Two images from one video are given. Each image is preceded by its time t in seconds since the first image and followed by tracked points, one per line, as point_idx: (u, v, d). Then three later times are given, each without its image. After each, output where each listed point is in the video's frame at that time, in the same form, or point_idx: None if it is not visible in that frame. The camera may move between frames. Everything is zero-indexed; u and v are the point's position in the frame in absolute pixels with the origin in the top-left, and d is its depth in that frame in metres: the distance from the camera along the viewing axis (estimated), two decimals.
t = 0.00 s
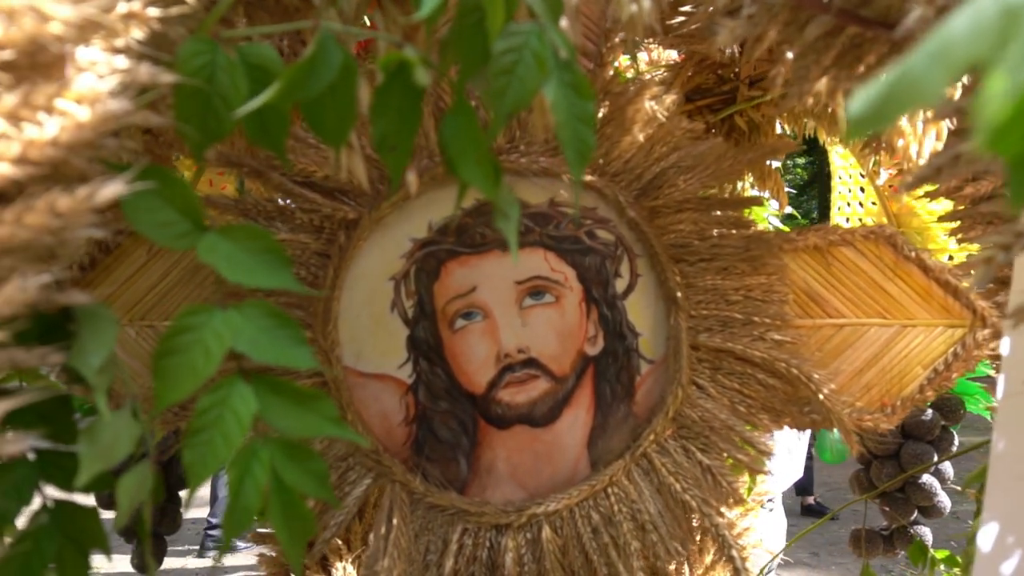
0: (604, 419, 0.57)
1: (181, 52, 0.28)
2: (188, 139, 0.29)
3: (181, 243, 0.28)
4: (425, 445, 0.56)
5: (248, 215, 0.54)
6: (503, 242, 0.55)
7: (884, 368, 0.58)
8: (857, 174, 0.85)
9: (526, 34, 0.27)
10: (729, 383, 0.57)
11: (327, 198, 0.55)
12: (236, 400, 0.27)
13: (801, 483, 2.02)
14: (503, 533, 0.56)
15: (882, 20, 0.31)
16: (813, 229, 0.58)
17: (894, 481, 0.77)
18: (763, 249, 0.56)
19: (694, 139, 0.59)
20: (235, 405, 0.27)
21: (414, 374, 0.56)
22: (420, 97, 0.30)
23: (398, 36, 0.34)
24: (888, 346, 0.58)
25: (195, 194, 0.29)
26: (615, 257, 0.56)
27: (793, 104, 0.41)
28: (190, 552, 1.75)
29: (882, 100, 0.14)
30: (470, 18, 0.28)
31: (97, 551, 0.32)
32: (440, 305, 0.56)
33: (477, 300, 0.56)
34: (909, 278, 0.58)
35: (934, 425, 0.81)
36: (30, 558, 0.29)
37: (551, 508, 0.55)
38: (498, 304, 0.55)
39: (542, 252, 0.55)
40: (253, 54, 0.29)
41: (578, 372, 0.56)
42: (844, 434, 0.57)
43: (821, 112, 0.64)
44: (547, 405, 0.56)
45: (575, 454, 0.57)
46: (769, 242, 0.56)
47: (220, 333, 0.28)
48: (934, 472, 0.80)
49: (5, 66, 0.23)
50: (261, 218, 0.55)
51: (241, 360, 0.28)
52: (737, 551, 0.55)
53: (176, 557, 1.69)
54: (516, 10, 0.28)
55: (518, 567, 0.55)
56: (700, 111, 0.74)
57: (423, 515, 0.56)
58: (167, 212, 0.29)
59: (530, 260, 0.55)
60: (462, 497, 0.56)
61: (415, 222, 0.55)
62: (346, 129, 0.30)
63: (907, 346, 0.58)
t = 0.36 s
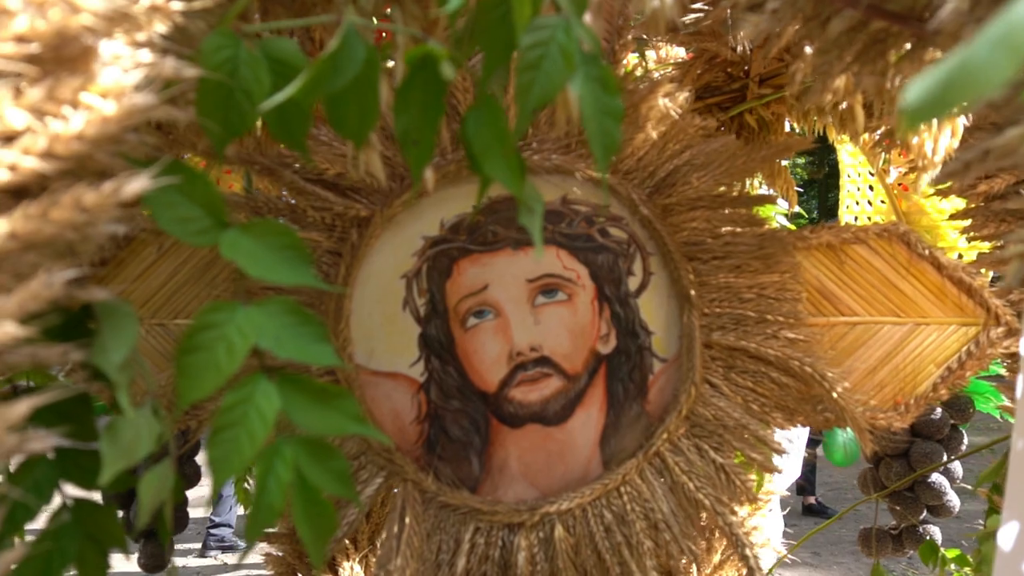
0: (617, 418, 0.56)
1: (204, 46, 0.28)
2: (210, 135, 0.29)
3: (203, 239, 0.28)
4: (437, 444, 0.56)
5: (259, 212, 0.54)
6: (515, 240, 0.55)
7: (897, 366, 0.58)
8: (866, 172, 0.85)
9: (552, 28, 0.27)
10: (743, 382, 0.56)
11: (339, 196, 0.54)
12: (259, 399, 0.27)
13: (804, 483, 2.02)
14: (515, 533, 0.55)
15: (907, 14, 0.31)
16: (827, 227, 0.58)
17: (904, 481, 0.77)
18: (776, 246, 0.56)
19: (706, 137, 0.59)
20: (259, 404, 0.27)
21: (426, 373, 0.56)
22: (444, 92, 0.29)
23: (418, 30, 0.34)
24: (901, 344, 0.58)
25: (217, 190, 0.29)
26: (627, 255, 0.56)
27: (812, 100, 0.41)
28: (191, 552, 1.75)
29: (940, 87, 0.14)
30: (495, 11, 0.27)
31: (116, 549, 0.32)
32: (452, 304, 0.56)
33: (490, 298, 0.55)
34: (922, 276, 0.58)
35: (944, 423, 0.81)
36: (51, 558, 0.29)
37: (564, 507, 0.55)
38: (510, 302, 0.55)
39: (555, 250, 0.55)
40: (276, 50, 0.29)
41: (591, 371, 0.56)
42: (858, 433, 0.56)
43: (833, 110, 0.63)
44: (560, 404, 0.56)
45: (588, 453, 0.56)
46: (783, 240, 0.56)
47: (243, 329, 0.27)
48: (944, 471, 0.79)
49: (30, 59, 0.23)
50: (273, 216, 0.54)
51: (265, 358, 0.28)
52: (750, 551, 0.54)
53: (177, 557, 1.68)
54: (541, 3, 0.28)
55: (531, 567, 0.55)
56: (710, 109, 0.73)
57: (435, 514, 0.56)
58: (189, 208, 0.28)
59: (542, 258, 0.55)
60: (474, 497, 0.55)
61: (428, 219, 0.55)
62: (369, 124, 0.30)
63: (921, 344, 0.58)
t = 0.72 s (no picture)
0: (629, 416, 0.56)
1: (224, 39, 0.27)
2: (229, 128, 0.29)
3: (223, 234, 0.28)
4: (448, 442, 0.55)
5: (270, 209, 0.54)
6: (527, 237, 0.54)
7: (910, 364, 0.58)
8: (874, 170, 0.85)
9: (577, 20, 0.27)
10: (755, 379, 0.56)
11: (350, 193, 0.54)
12: (281, 395, 0.27)
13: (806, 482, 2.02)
14: (527, 531, 0.55)
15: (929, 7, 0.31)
16: (839, 225, 0.57)
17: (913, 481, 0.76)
18: (789, 243, 0.56)
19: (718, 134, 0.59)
20: (280, 399, 0.27)
21: (437, 371, 0.55)
22: (466, 85, 0.29)
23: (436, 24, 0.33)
24: (914, 342, 0.58)
25: (237, 184, 0.28)
26: (640, 252, 0.55)
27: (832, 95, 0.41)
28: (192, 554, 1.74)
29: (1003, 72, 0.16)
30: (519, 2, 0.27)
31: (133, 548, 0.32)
32: (463, 302, 0.55)
33: (501, 296, 0.55)
34: (935, 273, 0.58)
35: (953, 422, 0.81)
36: (69, 558, 0.28)
37: (576, 506, 0.55)
38: (522, 300, 0.55)
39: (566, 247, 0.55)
40: (297, 43, 0.28)
41: (603, 369, 0.56)
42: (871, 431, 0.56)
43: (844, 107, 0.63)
44: (571, 402, 0.56)
45: (599, 451, 0.56)
46: (795, 237, 0.56)
47: (264, 324, 0.27)
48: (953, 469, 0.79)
49: (53, 50, 0.23)
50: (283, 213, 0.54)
51: (285, 354, 0.28)
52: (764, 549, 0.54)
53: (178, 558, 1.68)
54: None
55: (542, 566, 0.55)
56: (718, 107, 0.73)
57: (446, 513, 0.55)
58: (209, 202, 0.28)
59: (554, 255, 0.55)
60: (485, 495, 0.55)
61: (439, 217, 0.55)
62: (389, 120, 0.30)
63: (934, 341, 0.58)
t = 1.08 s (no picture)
0: (642, 413, 0.56)
1: (245, 29, 0.27)
2: (249, 120, 0.28)
3: (245, 227, 0.28)
4: (460, 440, 0.55)
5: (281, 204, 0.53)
6: (540, 233, 0.54)
7: (925, 361, 0.58)
8: (884, 167, 0.84)
9: (604, 8, 0.26)
10: (770, 377, 0.56)
11: (362, 189, 0.54)
12: (304, 389, 0.26)
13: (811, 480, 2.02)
14: (539, 529, 0.55)
15: None
16: (853, 221, 0.57)
17: (925, 480, 0.76)
18: (803, 240, 0.56)
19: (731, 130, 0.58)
20: (303, 394, 0.27)
21: (449, 368, 0.55)
22: (489, 77, 0.29)
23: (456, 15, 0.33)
24: (929, 339, 0.57)
25: (258, 176, 0.28)
26: (653, 248, 0.55)
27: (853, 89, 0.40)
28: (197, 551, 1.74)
29: None
30: None
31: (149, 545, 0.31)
32: (475, 298, 0.55)
33: (514, 292, 0.55)
34: (950, 270, 0.58)
35: (963, 420, 0.80)
36: (84, 556, 0.28)
37: (589, 504, 0.54)
38: (535, 296, 0.54)
39: (579, 243, 0.55)
40: (318, 33, 0.28)
41: (616, 366, 0.56)
42: (886, 429, 0.56)
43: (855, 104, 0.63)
44: (584, 399, 0.55)
45: (612, 449, 0.56)
46: (810, 233, 0.56)
47: (287, 319, 0.27)
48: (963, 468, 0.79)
49: (76, 38, 0.22)
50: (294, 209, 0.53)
51: (307, 348, 0.27)
52: (778, 547, 0.54)
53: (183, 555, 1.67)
54: None
55: (555, 564, 0.54)
56: (728, 104, 0.73)
57: (458, 511, 0.55)
58: (230, 194, 0.28)
59: (567, 251, 0.55)
60: (498, 493, 0.55)
61: (451, 212, 0.54)
62: (411, 112, 0.29)
63: (949, 338, 0.57)
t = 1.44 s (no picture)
0: (656, 413, 0.55)
1: (269, 23, 0.27)
2: (273, 116, 0.28)
3: (268, 224, 0.27)
4: (473, 440, 0.54)
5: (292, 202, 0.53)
6: (553, 232, 0.53)
7: (940, 361, 0.57)
8: (894, 166, 0.84)
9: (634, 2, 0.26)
10: (785, 376, 0.55)
11: (374, 187, 0.53)
12: (329, 389, 0.26)
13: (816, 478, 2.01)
14: (553, 530, 0.54)
15: None
16: (868, 220, 0.57)
17: (936, 480, 0.75)
18: (819, 239, 0.55)
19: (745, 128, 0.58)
20: (328, 395, 0.26)
21: (461, 367, 0.54)
22: (515, 72, 0.28)
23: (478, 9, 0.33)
24: (944, 338, 0.57)
25: (281, 173, 0.28)
26: (667, 247, 0.54)
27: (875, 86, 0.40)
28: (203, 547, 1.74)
29: None
30: None
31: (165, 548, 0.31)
32: (488, 297, 0.54)
33: (527, 291, 0.54)
34: (965, 268, 0.57)
35: (974, 420, 0.80)
36: (110, 557, 0.28)
37: (603, 504, 0.54)
38: (548, 295, 0.54)
39: (593, 242, 0.54)
40: (341, 28, 0.28)
41: (629, 366, 0.55)
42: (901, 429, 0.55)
43: (869, 100, 0.63)
44: (597, 399, 0.55)
45: (626, 449, 0.55)
46: (825, 232, 0.55)
47: (312, 318, 0.26)
48: (974, 468, 0.78)
49: (101, 30, 0.22)
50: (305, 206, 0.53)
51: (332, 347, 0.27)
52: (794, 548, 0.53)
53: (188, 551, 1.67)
54: None
55: (569, 565, 0.54)
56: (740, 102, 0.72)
57: (471, 511, 0.54)
58: (253, 191, 0.27)
59: (580, 250, 0.54)
60: (511, 493, 0.54)
61: (464, 211, 0.54)
62: (435, 105, 0.29)
63: (964, 338, 0.57)
